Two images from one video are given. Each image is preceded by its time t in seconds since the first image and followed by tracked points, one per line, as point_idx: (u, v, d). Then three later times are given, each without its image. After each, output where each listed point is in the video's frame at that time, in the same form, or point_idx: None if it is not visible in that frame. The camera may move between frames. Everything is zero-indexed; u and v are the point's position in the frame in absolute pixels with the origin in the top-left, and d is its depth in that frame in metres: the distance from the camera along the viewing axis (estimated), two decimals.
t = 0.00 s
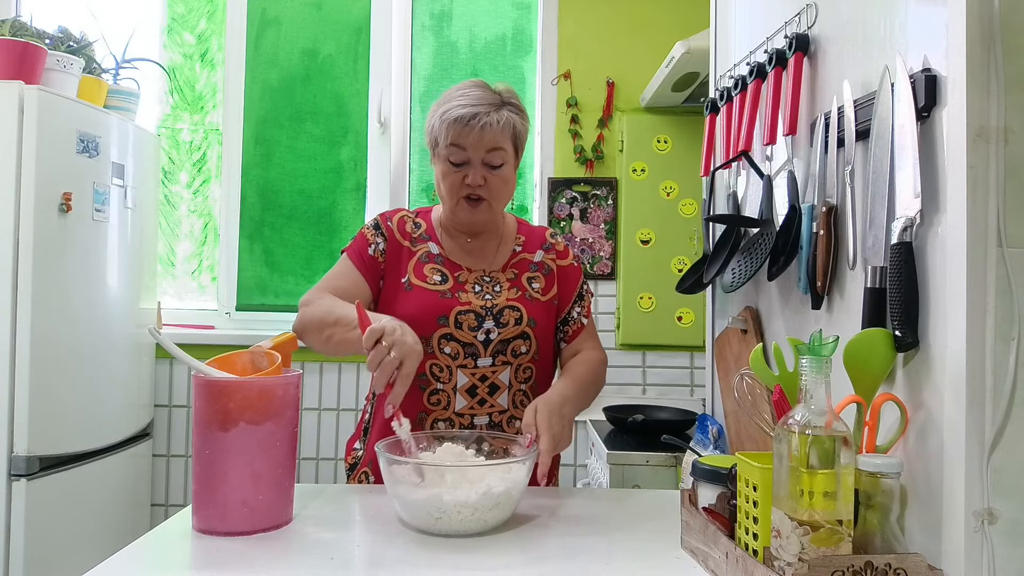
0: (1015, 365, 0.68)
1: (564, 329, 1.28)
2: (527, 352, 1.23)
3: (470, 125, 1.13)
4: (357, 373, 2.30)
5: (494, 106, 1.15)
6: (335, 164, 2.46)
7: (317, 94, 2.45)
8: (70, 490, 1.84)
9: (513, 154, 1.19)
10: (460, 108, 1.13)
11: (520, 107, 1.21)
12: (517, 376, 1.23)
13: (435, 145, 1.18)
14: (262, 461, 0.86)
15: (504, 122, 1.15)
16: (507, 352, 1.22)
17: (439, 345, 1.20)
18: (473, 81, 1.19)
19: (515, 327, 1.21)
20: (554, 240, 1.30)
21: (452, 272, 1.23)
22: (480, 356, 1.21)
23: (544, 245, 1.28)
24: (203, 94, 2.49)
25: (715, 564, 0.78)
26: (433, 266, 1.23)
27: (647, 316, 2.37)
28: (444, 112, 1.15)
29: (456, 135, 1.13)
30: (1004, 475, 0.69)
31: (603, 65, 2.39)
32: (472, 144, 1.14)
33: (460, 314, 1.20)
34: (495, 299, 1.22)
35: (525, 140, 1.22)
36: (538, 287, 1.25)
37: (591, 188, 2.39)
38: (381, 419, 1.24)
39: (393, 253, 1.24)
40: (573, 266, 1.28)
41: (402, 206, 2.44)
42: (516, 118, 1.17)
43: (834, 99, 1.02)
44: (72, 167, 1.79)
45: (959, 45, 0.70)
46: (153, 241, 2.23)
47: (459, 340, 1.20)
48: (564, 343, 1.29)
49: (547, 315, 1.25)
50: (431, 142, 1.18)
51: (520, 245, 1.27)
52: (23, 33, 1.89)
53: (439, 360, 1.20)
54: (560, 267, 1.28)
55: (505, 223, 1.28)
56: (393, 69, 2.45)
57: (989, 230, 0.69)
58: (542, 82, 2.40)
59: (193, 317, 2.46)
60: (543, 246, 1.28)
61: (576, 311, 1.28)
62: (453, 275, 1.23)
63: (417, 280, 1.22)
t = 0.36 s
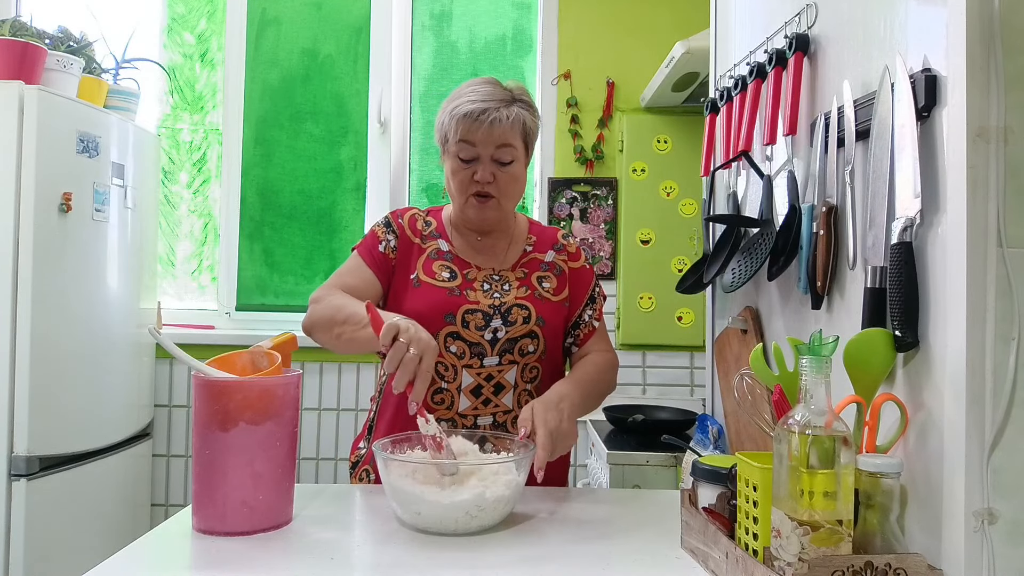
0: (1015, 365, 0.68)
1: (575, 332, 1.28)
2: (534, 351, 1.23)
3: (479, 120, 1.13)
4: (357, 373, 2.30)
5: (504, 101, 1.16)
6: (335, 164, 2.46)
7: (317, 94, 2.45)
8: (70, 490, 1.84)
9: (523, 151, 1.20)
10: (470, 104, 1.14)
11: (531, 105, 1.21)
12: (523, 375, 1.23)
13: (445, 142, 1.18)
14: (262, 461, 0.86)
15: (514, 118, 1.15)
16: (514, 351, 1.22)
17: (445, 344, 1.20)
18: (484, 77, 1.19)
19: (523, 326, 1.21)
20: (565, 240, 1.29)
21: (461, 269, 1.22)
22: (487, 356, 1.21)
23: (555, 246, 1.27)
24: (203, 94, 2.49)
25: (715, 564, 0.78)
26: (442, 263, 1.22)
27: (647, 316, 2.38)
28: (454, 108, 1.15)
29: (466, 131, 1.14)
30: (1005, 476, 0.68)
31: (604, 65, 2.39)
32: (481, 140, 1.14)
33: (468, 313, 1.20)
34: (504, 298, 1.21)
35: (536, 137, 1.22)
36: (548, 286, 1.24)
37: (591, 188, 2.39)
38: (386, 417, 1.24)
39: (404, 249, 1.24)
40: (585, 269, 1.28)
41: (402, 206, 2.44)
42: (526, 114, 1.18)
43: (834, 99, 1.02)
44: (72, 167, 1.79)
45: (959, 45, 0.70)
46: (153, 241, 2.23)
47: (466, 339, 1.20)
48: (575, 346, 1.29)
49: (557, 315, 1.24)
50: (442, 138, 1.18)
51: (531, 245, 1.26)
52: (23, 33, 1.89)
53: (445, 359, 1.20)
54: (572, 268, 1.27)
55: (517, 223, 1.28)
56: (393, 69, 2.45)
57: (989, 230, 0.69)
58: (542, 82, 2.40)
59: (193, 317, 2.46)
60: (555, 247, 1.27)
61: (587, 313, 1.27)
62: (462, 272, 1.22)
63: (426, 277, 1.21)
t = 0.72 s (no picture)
0: (1015, 366, 0.68)
1: (583, 337, 1.27)
2: (536, 354, 1.22)
3: (481, 118, 1.13)
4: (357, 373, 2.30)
5: (507, 99, 1.16)
6: (335, 164, 2.46)
7: (317, 94, 2.45)
8: (70, 490, 1.84)
9: (527, 149, 1.20)
10: (473, 101, 1.14)
11: (537, 103, 1.21)
12: (523, 379, 1.23)
13: (450, 141, 1.19)
14: (262, 462, 0.86)
15: (516, 116, 1.15)
16: (514, 355, 1.21)
17: (445, 346, 1.20)
18: (488, 75, 1.20)
19: (525, 329, 1.21)
20: (572, 241, 1.28)
21: (464, 270, 1.22)
22: (487, 360, 1.21)
23: (561, 248, 1.27)
24: (203, 94, 2.49)
25: (715, 564, 0.78)
26: (445, 263, 1.22)
27: (646, 316, 2.38)
28: (457, 106, 1.15)
29: (468, 129, 1.14)
30: (1005, 476, 0.69)
31: (603, 65, 2.39)
32: (484, 138, 1.14)
33: (469, 315, 1.20)
34: (506, 300, 1.21)
35: (541, 136, 1.22)
36: (553, 288, 1.24)
37: (591, 188, 2.39)
38: (386, 419, 1.24)
39: (405, 248, 1.23)
40: (592, 270, 1.27)
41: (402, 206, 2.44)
42: (529, 112, 1.17)
43: (834, 99, 1.02)
44: (72, 167, 1.79)
45: (959, 45, 0.70)
46: (153, 241, 2.23)
47: (466, 342, 1.20)
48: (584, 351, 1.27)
49: (561, 317, 1.23)
50: (446, 137, 1.19)
51: (536, 246, 1.26)
52: (23, 33, 1.89)
53: (445, 362, 1.20)
54: (579, 269, 1.26)
55: (522, 223, 1.27)
56: (393, 69, 2.45)
57: (989, 230, 0.69)
58: (542, 82, 2.40)
59: (193, 317, 2.46)
60: (561, 248, 1.26)
61: (595, 318, 1.26)
62: (465, 273, 1.22)
63: (428, 277, 1.22)
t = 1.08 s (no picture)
0: (1015, 366, 0.68)
1: (588, 340, 1.28)
2: (537, 357, 1.22)
3: (486, 121, 1.13)
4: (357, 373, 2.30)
5: (513, 102, 1.15)
6: (335, 164, 2.46)
7: (317, 94, 2.45)
8: (70, 490, 1.84)
9: (532, 152, 1.19)
10: (478, 104, 1.14)
11: (542, 105, 1.21)
12: (525, 382, 1.23)
13: (454, 143, 1.18)
14: (262, 462, 0.86)
15: (522, 119, 1.15)
16: (517, 358, 1.22)
17: (448, 348, 1.20)
18: (494, 77, 1.20)
19: (527, 332, 1.21)
20: (576, 242, 1.28)
21: (467, 272, 1.22)
22: (489, 363, 1.21)
23: (565, 248, 1.26)
24: (203, 94, 2.49)
25: (715, 564, 0.78)
26: (449, 265, 1.22)
27: (646, 316, 2.38)
28: (462, 108, 1.15)
29: (473, 132, 1.14)
30: (1005, 476, 0.68)
31: (603, 65, 2.39)
32: (489, 141, 1.14)
33: (472, 318, 1.20)
34: (509, 303, 1.21)
35: (546, 139, 1.21)
36: (556, 290, 1.24)
37: (591, 188, 2.39)
38: (387, 423, 1.25)
39: (410, 250, 1.23)
40: (596, 271, 1.26)
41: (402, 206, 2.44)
42: (535, 115, 1.17)
43: (834, 99, 1.02)
44: (72, 167, 1.79)
45: (959, 45, 0.70)
46: (153, 241, 2.23)
47: (468, 345, 1.20)
48: (591, 355, 1.28)
49: (564, 319, 1.23)
50: (450, 139, 1.19)
51: (540, 247, 1.26)
52: (23, 33, 1.89)
53: (446, 364, 1.20)
54: (582, 271, 1.26)
55: (526, 223, 1.27)
56: (393, 69, 2.45)
57: (989, 230, 0.69)
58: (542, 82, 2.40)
59: (193, 317, 2.46)
60: (565, 249, 1.26)
61: (600, 320, 1.26)
62: (468, 275, 1.22)
63: (432, 279, 1.22)
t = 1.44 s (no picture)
0: (1015, 365, 0.68)
1: (589, 341, 1.27)
2: (540, 359, 1.23)
3: (493, 125, 1.13)
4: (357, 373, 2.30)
5: (519, 106, 1.15)
6: (335, 164, 2.46)
7: (317, 94, 2.45)
8: (70, 490, 1.84)
9: (538, 156, 1.19)
10: (484, 107, 1.14)
11: (550, 109, 1.21)
12: (528, 384, 1.23)
13: (460, 145, 1.18)
14: (262, 461, 0.86)
15: (528, 123, 1.15)
16: (519, 359, 1.22)
17: (450, 349, 1.21)
18: (500, 79, 1.19)
19: (529, 334, 1.21)
20: (581, 243, 1.27)
21: (471, 272, 1.22)
22: (491, 364, 1.21)
23: (569, 249, 1.25)
24: (203, 94, 2.49)
25: (715, 564, 0.78)
26: (453, 265, 1.22)
27: (646, 316, 2.38)
28: (468, 111, 1.15)
29: (479, 135, 1.14)
30: (1005, 475, 0.68)
31: (603, 65, 2.39)
32: (494, 145, 1.14)
33: (475, 319, 1.20)
34: (512, 304, 1.21)
35: (552, 142, 1.21)
36: (559, 291, 1.23)
37: (591, 188, 2.39)
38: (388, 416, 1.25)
39: (415, 248, 1.23)
40: (601, 273, 1.26)
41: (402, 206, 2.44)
42: (541, 118, 1.17)
43: (834, 99, 1.02)
44: (72, 167, 1.79)
45: (958, 45, 0.70)
46: (153, 241, 2.23)
47: (471, 346, 1.20)
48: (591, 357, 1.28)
49: (567, 321, 1.23)
50: (456, 141, 1.19)
51: (544, 248, 1.25)
52: (23, 33, 1.89)
53: (449, 364, 1.21)
54: (587, 271, 1.25)
55: (532, 224, 1.27)
56: (393, 69, 2.45)
57: (989, 230, 0.69)
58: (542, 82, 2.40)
59: (193, 317, 2.46)
60: (569, 250, 1.25)
61: (602, 321, 1.26)
62: (472, 275, 1.22)
63: (436, 278, 1.22)
